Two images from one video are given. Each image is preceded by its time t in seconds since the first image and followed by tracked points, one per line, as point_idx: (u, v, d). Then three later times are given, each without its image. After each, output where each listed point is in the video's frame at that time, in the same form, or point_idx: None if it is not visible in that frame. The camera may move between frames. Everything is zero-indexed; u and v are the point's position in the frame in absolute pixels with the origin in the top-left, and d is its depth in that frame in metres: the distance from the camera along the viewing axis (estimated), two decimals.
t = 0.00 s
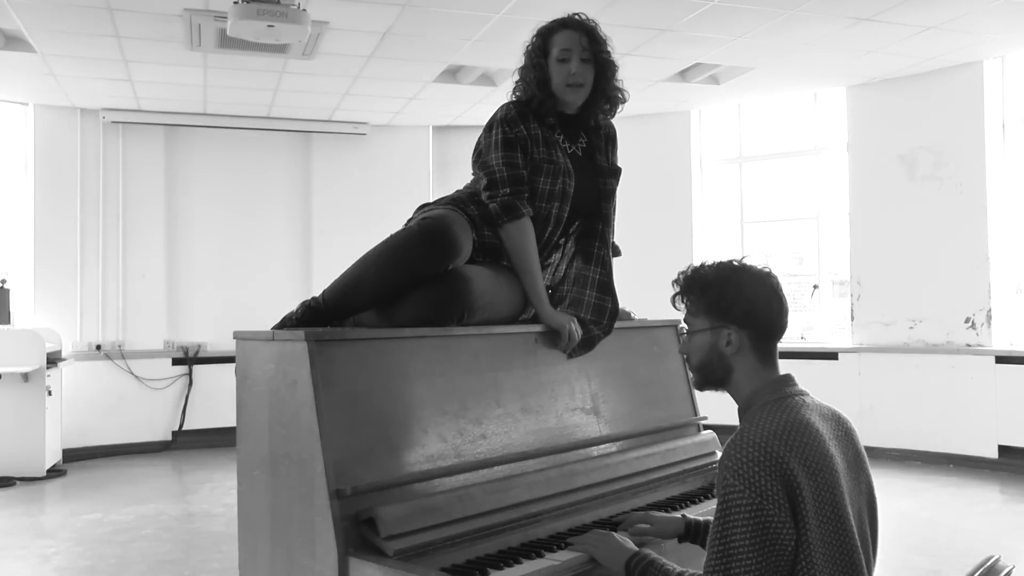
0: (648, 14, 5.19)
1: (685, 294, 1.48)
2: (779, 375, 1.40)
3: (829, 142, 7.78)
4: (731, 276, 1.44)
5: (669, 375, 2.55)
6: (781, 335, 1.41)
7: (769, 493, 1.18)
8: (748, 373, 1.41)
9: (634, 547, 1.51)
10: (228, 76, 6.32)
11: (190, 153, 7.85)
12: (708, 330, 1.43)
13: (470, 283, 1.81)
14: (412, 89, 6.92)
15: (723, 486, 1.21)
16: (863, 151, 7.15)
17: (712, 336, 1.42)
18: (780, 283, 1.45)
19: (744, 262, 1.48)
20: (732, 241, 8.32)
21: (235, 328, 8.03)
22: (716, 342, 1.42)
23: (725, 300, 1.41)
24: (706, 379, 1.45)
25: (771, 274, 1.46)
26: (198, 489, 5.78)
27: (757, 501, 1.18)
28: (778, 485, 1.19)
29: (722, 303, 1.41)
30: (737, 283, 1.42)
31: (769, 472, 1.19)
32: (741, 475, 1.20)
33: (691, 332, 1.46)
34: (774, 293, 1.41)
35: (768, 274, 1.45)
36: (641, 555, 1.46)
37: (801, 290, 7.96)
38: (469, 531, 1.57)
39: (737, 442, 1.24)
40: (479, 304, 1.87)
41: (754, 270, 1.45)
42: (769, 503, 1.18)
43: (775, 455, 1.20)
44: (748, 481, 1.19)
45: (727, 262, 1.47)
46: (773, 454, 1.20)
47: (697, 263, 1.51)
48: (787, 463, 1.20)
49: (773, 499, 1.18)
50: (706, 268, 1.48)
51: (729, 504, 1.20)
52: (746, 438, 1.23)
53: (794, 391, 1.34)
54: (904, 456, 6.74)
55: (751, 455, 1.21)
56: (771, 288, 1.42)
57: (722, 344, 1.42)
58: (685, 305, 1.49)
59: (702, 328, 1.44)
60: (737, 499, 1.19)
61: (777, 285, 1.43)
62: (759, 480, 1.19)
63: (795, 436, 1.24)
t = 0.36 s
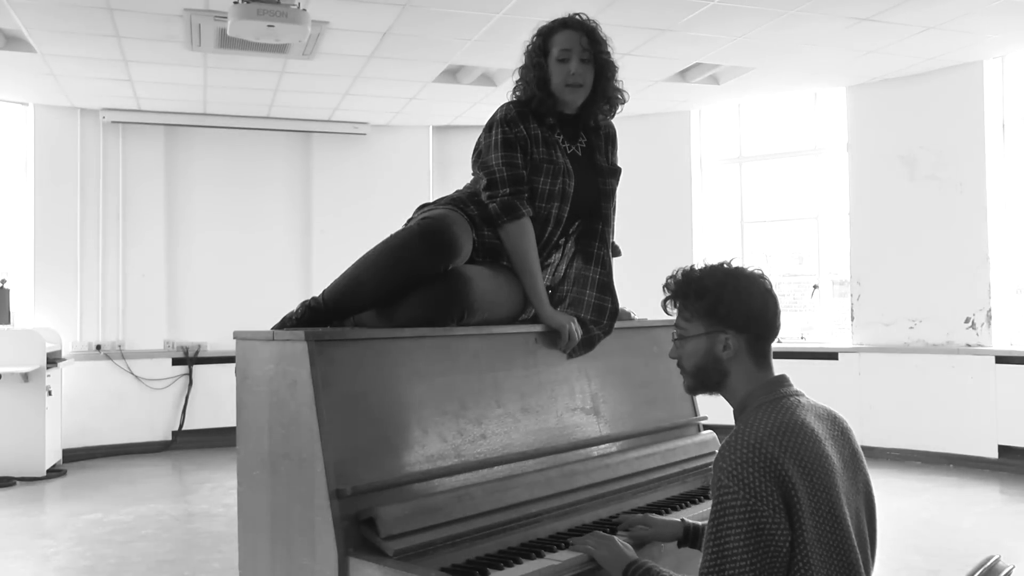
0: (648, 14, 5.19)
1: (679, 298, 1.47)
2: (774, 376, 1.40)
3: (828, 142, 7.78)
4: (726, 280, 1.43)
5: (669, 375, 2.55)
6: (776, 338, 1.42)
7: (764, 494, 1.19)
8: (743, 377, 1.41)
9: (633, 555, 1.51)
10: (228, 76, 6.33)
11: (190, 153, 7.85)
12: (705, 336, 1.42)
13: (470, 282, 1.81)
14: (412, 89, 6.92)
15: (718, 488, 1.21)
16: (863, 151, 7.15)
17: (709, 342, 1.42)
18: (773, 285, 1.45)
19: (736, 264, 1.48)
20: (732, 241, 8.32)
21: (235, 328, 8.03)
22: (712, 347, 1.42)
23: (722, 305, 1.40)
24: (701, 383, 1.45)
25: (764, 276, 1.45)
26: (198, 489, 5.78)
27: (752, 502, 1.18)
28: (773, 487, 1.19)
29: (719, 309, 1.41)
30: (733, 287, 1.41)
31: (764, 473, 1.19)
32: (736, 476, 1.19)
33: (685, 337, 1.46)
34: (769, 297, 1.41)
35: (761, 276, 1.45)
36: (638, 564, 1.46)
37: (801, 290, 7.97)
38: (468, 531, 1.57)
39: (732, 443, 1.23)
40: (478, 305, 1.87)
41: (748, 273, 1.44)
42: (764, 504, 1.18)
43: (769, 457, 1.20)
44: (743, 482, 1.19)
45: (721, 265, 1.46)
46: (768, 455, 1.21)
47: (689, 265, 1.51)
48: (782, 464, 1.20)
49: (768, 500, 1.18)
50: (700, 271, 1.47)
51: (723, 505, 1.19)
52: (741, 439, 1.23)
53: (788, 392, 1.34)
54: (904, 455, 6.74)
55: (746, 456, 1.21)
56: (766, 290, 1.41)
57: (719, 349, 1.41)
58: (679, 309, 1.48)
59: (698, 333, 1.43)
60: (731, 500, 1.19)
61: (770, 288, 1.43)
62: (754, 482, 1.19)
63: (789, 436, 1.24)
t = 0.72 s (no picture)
0: (648, 13, 5.18)
1: (680, 298, 1.47)
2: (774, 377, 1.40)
3: (829, 142, 7.77)
4: (728, 282, 1.43)
5: (669, 375, 2.54)
6: (777, 338, 1.42)
7: (763, 494, 1.19)
8: (744, 378, 1.40)
9: (633, 556, 1.51)
10: (229, 76, 6.33)
11: (189, 153, 7.85)
12: (706, 337, 1.42)
13: (470, 283, 1.81)
14: (412, 89, 6.93)
15: (718, 487, 1.21)
16: (863, 151, 7.15)
17: (710, 343, 1.42)
18: (774, 285, 1.45)
19: (737, 264, 1.48)
20: (732, 241, 8.32)
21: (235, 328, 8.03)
22: (713, 349, 1.42)
23: (724, 307, 1.40)
24: (701, 383, 1.45)
25: (764, 277, 1.45)
26: (198, 490, 5.78)
27: (751, 501, 1.18)
28: (773, 486, 1.19)
29: (721, 311, 1.40)
30: (734, 289, 1.41)
31: (763, 473, 1.19)
32: (735, 476, 1.19)
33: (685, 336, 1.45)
34: (771, 298, 1.41)
35: (762, 277, 1.45)
36: (638, 566, 1.46)
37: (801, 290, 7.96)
38: (468, 531, 1.57)
39: (731, 443, 1.23)
40: (478, 305, 1.87)
41: (749, 274, 1.44)
42: (763, 504, 1.18)
43: (769, 456, 1.20)
44: (742, 481, 1.19)
45: (723, 266, 1.46)
46: (767, 454, 1.21)
47: (691, 264, 1.50)
48: (781, 464, 1.20)
49: (767, 500, 1.18)
50: (702, 272, 1.47)
51: (722, 505, 1.19)
52: (740, 439, 1.23)
53: (788, 392, 1.34)
54: (904, 456, 6.74)
55: (745, 456, 1.20)
56: (769, 292, 1.41)
57: (720, 350, 1.41)
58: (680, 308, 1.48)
59: (699, 335, 1.43)
60: (730, 499, 1.19)
61: (772, 289, 1.43)
62: (753, 481, 1.19)
63: (789, 436, 1.24)
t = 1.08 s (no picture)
0: (648, 13, 5.18)
1: (684, 297, 1.47)
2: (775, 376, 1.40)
3: (829, 142, 7.77)
4: (732, 281, 1.42)
5: (669, 375, 2.54)
6: (779, 339, 1.42)
7: (764, 494, 1.18)
8: (745, 378, 1.41)
9: (633, 557, 1.51)
10: (229, 76, 6.33)
11: (190, 153, 7.86)
12: (709, 336, 1.42)
13: (471, 282, 1.81)
14: (412, 89, 6.92)
15: (718, 487, 1.21)
16: (863, 151, 7.15)
17: (713, 342, 1.42)
18: (776, 285, 1.45)
19: (740, 264, 1.47)
20: (732, 241, 8.32)
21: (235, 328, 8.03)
22: (716, 348, 1.42)
23: (728, 307, 1.40)
24: (702, 382, 1.45)
25: (768, 277, 1.45)
26: (198, 490, 5.78)
27: (751, 501, 1.18)
28: (773, 486, 1.19)
29: (725, 310, 1.40)
30: (739, 289, 1.41)
31: (763, 472, 1.19)
32: (735, 476, 1.19)
33: (688, 335, 1.45)
34: (774, 299, 1.41)
35: (765, 276, 1.45)
36: (638, 566, 1.46)
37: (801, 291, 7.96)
38: (469, 531, 1.57)
39: (731, 443, 1.23)
40: (478, 305, 1.87)
41: (753, 274, 1.44)
42: (764, 503, 1.18)
43: (770, 456, 1.20)
44: (743, 481, 1.19)
45: (727, 265, 1.46)
46: (767, 454, 1.21)
47: (695, 263, 1.50)
48: (782, 464, 1.20)
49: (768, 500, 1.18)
50: (706, 270, 1.46)
51: (723, 504, 1.19)
52: (741, 438, 1.23)
53: (788, 392, 1.34)
54: (904, 456, 6.75)
55: (746, 456, 1.21)
56: (772, 292, 1.41)
57: (723, 350, 1.41)
58: (682, 307, 1.48)
59: (703, 334, 1.43)
60: (731, 499, 1.19)
61: (775, 289, 1.43)
62: (753, 481, 1.19)
63: (789, 436, 1.24)
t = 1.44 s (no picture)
0: (648, 13, 5.18)
1: (684, 297, 1.47)
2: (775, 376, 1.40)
3: (829, 142, 7.77)
4: (733, 281, 1.42)
5: (669, 375, 2.54)
6: (779, 338, 1.42)
7: (764, 494, 1.19)
8: (745, 378, 1.41)
9: (633, 557, 1.51)
10: (229, 76, 6.33)
11: (189, 153, 7.86)
12: (709, 336, 1.42)
13: (471, 282, 1.82)
14: (412, 89, 6.92)
15: (718, 487, 1.21)
16: (863, 151, 7.15)
17: (713, 342, 1.42)
18: (777, 285, 1.45)
19: (740, 264, 1.48)
20: (732, 241, 8.33)
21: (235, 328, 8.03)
22: (717, 347, 1.42)
23: (729, 307, 1.40)
24: (702, 381, 1.45)
25: (768, 277, 1.45)
26: (198, 489, 5.78)
27: (751, 501, 1.18)
28: (774, 487, 1.19)
29: (726, 310, 1.40)
30: (740, 288, 1.41)
31: (764, 473, 1.19)
32: (736, 476, 1.20)
33: (689, 334, 1.45)
34: (774, 299, 1.41)
35: (765, 276, 1.45)
36: (638, 566, 1.46)
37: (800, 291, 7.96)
38: (469, 531, 1.57)
39: (732, 443, 1.23)
40: (478, 305, 1.87)
41: (753, 273, 1.44)
42: (764, 503, 1.18)
43: (770, 457, 1.20)
44: (743, 481, 1.19)
45: (727, 265, 1.46)
46: (768, 455, 1.21)
47: (696, 262, 1.50)
48: (782, 464, 1.20)
49: (768, 500, 1.18)
50: (707, 270, 1.46)
51: (723, 504, 1.19)
52: (741, 439, 1.23)
53: (789, 392, 1.34)
54: (904, 456, 6.74)
55: (746, 456, 1.21)
56: (773, 292, 1.41)
57: (723, 349, 1.41)
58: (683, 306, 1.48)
59: (703, 333, 1.43)
60: (731, 499, 1.19)
61: (775, 289, 1.43)
62: (754, 481, 1.19)
63: (790, 436, 1.24)
